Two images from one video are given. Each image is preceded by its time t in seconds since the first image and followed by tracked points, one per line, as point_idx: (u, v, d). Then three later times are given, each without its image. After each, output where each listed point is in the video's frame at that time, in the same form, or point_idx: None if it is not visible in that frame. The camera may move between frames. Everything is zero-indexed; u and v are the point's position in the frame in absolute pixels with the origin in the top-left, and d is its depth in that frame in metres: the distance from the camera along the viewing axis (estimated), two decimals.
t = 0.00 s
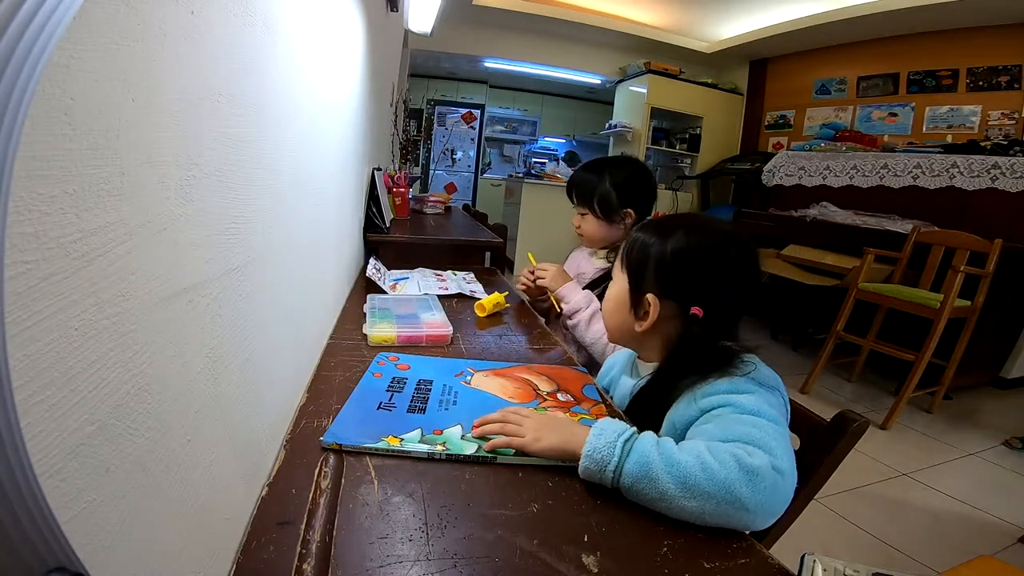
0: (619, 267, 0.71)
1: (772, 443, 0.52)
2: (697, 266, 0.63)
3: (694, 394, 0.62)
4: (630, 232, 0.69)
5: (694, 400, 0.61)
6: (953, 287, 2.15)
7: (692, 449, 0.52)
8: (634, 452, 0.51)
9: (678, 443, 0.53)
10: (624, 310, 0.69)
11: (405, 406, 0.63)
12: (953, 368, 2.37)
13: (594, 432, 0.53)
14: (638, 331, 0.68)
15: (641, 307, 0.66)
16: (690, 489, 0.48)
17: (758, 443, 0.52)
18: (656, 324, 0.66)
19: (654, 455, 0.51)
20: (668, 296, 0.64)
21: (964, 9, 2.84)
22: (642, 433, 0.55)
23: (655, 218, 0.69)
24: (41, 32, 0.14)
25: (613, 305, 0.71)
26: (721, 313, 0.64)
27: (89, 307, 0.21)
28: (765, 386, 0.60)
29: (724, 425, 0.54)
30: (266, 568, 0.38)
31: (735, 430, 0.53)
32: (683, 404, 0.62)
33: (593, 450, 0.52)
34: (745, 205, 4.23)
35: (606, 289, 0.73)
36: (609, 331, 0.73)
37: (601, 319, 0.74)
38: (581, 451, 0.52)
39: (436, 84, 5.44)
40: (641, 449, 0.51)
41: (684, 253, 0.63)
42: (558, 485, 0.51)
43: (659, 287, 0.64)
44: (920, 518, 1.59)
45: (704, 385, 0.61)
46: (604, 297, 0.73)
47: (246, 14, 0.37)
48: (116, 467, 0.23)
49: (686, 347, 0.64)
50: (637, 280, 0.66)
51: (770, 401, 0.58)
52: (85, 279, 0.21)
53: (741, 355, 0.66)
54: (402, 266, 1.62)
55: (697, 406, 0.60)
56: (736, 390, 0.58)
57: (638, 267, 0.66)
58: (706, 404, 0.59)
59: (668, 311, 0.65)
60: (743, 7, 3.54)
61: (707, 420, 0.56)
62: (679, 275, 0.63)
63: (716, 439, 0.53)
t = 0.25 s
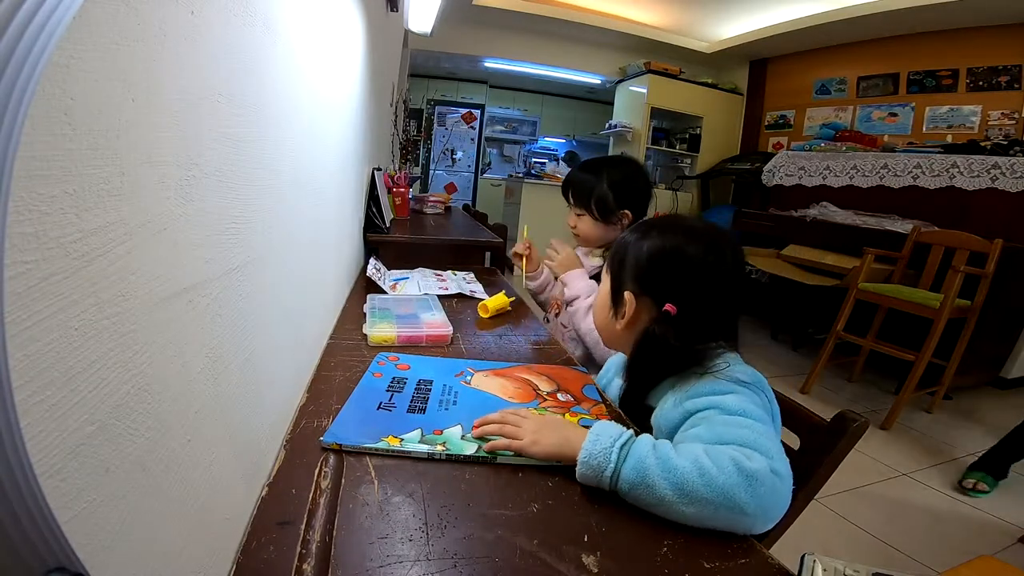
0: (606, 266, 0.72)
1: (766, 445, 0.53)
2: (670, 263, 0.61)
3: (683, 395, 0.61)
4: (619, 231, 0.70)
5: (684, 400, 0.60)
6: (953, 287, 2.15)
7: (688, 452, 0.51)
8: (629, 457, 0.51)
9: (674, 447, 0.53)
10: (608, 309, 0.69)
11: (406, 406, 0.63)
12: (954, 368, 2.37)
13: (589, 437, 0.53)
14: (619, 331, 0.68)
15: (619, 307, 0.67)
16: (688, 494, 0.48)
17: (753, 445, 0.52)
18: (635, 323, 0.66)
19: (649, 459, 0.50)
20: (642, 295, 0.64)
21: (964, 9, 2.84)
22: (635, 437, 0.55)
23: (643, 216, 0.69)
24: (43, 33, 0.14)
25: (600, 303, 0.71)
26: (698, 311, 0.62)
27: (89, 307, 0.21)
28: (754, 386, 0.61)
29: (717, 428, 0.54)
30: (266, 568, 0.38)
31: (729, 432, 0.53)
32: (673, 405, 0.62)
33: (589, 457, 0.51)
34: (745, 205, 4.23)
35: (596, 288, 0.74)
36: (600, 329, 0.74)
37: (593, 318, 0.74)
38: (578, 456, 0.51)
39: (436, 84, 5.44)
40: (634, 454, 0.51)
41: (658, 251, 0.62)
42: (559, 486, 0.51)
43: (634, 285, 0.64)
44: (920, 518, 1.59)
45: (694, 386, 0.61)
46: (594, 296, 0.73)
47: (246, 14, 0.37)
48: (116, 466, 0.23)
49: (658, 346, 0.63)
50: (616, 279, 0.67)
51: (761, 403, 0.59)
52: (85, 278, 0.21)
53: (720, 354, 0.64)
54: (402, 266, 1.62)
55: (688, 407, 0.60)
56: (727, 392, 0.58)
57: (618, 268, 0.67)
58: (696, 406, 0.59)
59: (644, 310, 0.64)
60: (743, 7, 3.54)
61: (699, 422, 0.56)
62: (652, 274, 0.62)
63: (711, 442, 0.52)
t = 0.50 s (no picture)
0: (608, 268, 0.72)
1: (771, 449, 0.52)
2: (671, 265, 0.61)
3: (682, 397, 0.60)
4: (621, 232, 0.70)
5: (684, 402, 0.59)
6: (953, 287, 2.15)
7: (691, 459, 0.50)
8: (630, 466, 0.50)
9: (676, 453, 0.52)
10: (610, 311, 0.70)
11: (406, 406, 0.63)
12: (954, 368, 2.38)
13: (589, 446, 0.52)
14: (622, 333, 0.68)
15: (621, 309, 0.67)
16: (692, 502, 0.47)
17: (757, 449, 0.51)
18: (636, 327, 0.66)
19: (651, 468, 0.49)
20: (644, 297, 0.64)
21: (964, 9, 2.84)
22: (635, 444, 0.54)
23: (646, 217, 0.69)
24: (42, 31, 0.14)
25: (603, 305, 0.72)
26: (700, 314, 0.62)
27: (89, 307, 0.21)
28: (755, 387, 0.60)
29: (719, 431, 0.53)
30: (266, 568, 0.38)
31: (731, 437, 0.52)
32: (671, 407, 0.61)
33: (589, 467, 0.50)
34: (745, 205, 4.23)
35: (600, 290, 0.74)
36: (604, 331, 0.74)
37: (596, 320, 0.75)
38: (577, 466, 0.50)
39: (436, 84, 5.45)
40: (635, 463, 0.50)
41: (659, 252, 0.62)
42: (558, 486, 0.51)
43: (636, 287, 0.64)
44: (920, 518, 1.59)
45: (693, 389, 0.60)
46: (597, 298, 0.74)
47: (246, 14, 0.37)
48: (115, 466, 0.23)
49: (660, 350, 0.63)
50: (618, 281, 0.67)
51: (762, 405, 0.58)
52: (85, 278, 0.21)
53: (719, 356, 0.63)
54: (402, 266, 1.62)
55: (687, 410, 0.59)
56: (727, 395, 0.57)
57: (620, 270, 0.67)
58: (696, 409, 0.57)
59: (646, 313, 0.65)
60: (743, 7, 3.54)
61: (700, 426, 0.55)
62: (654, 275, 0.63)
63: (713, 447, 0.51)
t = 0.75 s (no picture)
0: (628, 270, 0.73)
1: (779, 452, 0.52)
2: (690, 262, 0.62)
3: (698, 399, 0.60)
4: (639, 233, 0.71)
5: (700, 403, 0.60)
6: (953, 287, 2.15)
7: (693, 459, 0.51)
8: (634, 467, 0.50)
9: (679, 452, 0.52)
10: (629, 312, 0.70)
11: (406, 406, 0.63)
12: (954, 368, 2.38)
13: (591, 443, 0.52)
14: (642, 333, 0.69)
15: (641, 310, 0.67)
16: (695, 499, 0.47)
17: (765, 452, 0.51)
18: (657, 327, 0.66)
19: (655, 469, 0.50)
20: (665, 297, 0.64)
21: (964, 9, 2.84)
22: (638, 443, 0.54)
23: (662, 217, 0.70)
24: (40, 30, 0.14)
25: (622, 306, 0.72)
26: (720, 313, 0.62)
27: (89, 308, 0.21)
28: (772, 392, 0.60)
29: (729, 433, 0.53)
30: (266, 568, 0.38)
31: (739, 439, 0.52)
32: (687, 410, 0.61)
33: (591, 464, 0.50)
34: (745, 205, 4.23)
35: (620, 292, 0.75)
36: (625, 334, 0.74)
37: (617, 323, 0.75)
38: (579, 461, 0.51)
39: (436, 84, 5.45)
40: (640, 464, 0.50)
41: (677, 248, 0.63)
42: (558, 486, 0.51)
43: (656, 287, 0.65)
44: (921, 519, 1.59)
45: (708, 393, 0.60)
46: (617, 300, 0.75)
47: (247, 14, 0.37)
48: (115, 467, 0.23)
49: (680, 352, 0.62)
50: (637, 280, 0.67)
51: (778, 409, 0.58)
52: (85, 279, 0.21)
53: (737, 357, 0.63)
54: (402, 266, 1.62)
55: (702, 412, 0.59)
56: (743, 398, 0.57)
57: (639, 270, 0.67)
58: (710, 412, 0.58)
59: (668, 313, 0.65)
60: (743, 7, 3.54)
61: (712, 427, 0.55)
62: (674, 274, 0.63)
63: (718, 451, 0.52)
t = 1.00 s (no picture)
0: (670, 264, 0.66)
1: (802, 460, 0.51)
2: (772, 249, 0.59)
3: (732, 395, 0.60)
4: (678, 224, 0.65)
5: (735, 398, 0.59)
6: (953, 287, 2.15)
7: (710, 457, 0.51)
8: (653, 461, 0.50)
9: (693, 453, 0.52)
10: (692, 311, 0.63)
11: (406, 406, 0.62)
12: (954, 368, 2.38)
13: (604, 443, 0.52)
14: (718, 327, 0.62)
15: (723, 303, 0.60)
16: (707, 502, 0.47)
17: (787, 458, 0.51)
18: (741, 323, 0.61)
19: (672, 464, 0.50)
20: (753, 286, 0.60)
21: (964, 9, 2.84)
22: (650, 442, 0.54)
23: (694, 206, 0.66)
24: (40, 30, 0.14)
25: (673, 305, 0.64)
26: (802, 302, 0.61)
27: (89, 308, 0.21)
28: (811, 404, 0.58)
29: (754, 435, 0.53)
30: (266, 568, 0.38)
31: (762, 442, 0.52)
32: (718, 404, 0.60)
33: (603, 464, 0.50)
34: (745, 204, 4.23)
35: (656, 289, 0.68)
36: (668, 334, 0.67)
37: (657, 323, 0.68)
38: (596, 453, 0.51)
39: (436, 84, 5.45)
40: (657, 459, 0.50)
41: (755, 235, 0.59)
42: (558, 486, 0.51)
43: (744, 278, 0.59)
44: (921, 519, 1.58)
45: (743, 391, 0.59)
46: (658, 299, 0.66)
47: (247, 15, 0.37)
48: (116, 467, 0.23)
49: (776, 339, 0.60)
50: (712, 272, 0.60)
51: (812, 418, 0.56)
52: (85, 278, 0.21)
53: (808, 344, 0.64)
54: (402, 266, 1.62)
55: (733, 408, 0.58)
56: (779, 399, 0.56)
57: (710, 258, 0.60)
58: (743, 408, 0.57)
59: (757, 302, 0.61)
60: (743, 7, 3.54)
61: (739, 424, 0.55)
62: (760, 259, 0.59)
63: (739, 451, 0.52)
